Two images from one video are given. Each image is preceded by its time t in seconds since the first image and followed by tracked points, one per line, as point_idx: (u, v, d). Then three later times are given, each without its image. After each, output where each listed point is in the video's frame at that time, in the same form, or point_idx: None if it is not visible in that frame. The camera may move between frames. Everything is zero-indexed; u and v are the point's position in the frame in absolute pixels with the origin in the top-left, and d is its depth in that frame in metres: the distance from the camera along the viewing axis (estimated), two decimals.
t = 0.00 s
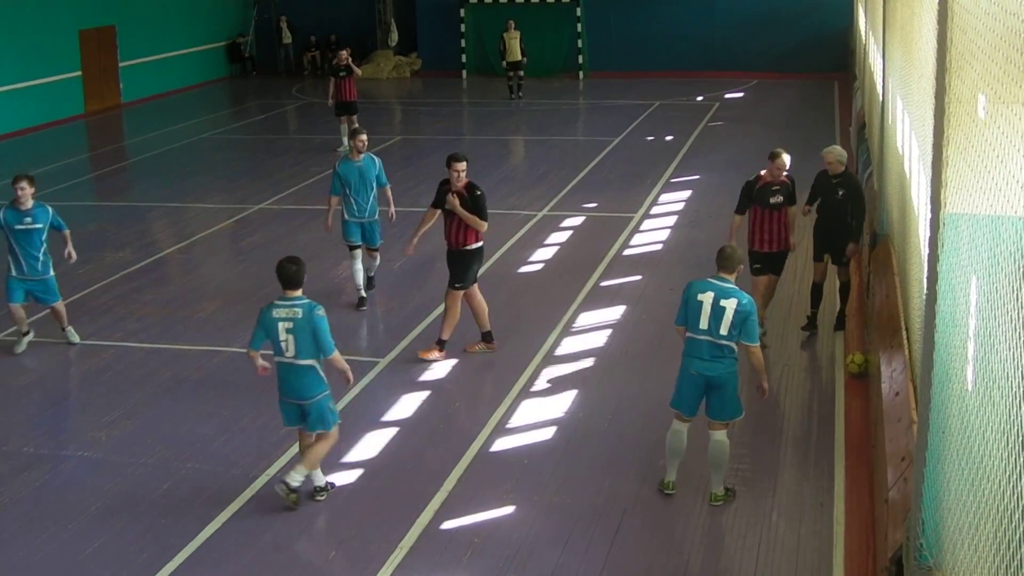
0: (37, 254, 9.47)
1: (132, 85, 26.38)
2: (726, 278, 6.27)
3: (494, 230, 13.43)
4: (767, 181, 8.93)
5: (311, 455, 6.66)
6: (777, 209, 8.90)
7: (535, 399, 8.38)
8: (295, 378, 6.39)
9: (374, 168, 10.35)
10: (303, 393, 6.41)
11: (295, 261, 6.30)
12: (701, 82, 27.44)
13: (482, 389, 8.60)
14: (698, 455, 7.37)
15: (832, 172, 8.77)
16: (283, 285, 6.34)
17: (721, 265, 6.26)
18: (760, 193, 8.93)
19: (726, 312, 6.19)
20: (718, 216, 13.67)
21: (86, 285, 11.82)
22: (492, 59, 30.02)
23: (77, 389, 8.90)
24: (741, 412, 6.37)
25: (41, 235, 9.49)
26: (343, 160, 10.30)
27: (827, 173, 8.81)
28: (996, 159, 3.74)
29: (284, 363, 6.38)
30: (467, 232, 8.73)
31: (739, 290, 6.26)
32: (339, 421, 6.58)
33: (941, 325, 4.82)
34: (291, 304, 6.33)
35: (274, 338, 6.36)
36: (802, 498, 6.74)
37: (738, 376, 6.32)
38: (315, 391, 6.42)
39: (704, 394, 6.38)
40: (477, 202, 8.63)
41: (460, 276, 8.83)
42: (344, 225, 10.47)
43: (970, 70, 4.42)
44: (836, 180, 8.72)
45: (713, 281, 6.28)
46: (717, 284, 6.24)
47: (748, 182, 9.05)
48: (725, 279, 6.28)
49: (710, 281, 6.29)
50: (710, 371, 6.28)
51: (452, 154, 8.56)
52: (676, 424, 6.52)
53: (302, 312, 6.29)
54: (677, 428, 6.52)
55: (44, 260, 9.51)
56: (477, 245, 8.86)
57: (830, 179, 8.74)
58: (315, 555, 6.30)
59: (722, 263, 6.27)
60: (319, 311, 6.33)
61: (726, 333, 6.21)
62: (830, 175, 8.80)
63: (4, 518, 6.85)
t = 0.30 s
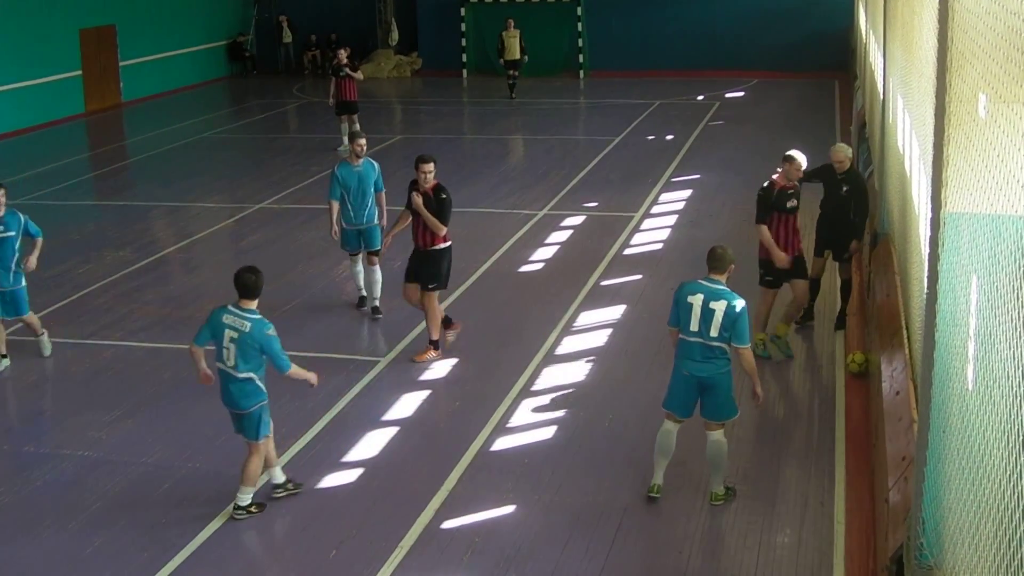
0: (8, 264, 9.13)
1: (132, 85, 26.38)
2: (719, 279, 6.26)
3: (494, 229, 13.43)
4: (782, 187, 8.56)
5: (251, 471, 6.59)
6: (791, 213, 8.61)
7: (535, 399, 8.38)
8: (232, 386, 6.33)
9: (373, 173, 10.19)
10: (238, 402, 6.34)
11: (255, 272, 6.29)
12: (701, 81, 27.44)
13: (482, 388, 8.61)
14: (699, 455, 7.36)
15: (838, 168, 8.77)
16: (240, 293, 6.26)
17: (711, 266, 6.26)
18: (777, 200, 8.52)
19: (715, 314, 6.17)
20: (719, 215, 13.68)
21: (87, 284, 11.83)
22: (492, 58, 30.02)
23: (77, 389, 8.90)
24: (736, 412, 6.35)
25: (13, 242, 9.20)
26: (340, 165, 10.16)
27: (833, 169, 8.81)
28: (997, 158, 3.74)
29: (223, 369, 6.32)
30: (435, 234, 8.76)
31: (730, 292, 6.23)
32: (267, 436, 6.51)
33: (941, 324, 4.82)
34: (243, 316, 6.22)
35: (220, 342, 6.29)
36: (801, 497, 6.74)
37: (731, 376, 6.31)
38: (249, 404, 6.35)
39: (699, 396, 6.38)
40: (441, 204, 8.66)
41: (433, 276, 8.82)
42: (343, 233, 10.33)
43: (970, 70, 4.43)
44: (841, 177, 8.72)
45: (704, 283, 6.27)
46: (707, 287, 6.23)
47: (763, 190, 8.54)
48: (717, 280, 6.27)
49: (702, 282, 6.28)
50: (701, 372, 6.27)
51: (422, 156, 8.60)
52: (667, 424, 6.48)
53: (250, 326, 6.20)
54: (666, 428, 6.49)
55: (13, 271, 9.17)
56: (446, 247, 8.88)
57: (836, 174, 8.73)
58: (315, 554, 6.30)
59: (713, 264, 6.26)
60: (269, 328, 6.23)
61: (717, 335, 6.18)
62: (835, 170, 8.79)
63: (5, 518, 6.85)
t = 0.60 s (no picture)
0: None
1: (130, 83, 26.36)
2: (688, 280, 6.19)
3: (492, 228, 13.44)
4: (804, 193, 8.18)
5: (236, 472, 6.56)
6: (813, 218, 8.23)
7: (533, 397, 8.38)
8: (180, 403, 6.18)
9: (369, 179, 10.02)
10: (188, 418, 6.21)
11: (191, 285, 6.08)
12: (699, 80, 27.46)
13: (480, 386, 8.61)
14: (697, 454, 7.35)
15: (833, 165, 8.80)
16: (179, 309, 6.10)
17: (680, 267, 6.18)
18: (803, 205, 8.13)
19: (688, 314, 6.12)
20: (718, 214, 13.69)
21: (86, 282, 11.82)
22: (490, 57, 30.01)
23: (76, 387, 8.89)
24: (717, 410, 6.32)
25: None
26: (339, 170, 9.89)
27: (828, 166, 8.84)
28: (995, 157, 3.74)
29: (169, 388, 6.18)
30: (399, 236, 8.75)
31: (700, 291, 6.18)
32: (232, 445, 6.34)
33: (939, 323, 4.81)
34: (183, 330, 6.09)
35: (162, 360, 6.14)
36: (799, 496, 6.74)
37: (707, 376, 6.27)
38: (200, 418, 6.22)
39: (678, 397, 6.33)
40: (399, 203, 8.59)
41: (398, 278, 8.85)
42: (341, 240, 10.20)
43: (969, 68, 4.39)
44: (836, 173, 8.75)
45: (674, 283, 6.20)
46: (678, 288, 6.16)
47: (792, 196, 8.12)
48: (688, 280, 6.20)
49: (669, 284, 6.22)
50: (678, 373, 6.22)
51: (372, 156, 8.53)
52: (653, 431, 6.42)
53: (191, 341, 6.05)
54: (655, 434, 6.42)
55: None
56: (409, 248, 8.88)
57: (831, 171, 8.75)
58: (314, 553, 6.29)
59: (681, 265, 6.18)
60: (210, 342, 6.07)
61: (691, 336, 6.13)
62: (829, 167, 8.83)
63: (3, 516, 6.84)
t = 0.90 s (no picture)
0: None
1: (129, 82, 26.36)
2: (658, 281, 6.17)
3: (491, 226, 13.46)
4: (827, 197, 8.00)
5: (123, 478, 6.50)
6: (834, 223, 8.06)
7: (533, 396, 8.38)
8: (92, 401, 6.15)
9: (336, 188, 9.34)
10: (102, 417, 6.18)
11: (84, 283, 6.15)
12: (698, 78, 27.48)
13: (480, 385, 8.61)
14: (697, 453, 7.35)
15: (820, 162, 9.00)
16: (73, 308, 6.14)
17: (651, 266, 6.16)
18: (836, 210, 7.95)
19: (661, 312, 6.12)
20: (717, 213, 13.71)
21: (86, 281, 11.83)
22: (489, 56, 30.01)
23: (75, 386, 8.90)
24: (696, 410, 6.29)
25: None
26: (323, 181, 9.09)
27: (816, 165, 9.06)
28: (994, 156, 3.74)
29: (78, 390, 6.14)
30: (357, 231, 8.76)
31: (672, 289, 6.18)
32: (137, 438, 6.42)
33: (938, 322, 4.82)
34: (83, 328, 6.14)
35: (66, 363, 6.11)
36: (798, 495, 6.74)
37: (684, 374, 6.25)
38: (114, 413, 6.21)
39: (657, 399, 6.31)
40: (358, 198, 8.61)
41: (354, 274, 8.86)
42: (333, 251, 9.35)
43: (968, 67, 4.40)
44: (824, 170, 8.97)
45: (646, 283, 6.20)
46: (650, 287, 6.16)
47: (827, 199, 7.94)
48: (659, 280, 6.18)
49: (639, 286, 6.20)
50: (654, 374, 6.21)
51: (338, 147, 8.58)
52: (644, 435, 6.39)
53: (97, 336, 6.12)
54: (644, 439, 6.38)
55: None
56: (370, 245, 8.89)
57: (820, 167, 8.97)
58: (313, 552, 6.30)
59: (652, 264, 6.16)
60: (114, 333, 6.17)
61: (664, 335, 6.13)
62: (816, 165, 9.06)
63: (3, 514, 6.85)
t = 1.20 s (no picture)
0: None
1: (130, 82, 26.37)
2: (645, 284, 6.12)
3: (491, 226, 13.47)
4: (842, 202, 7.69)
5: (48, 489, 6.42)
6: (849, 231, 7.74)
7: (533, 397, 8.38)
8: None
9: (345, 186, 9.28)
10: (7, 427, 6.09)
11: None
12: (698, 79, 27.49)
13: (480, 385, 8.61)
14: (697, 453, 7.35)
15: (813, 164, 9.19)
16: None
17: (637, 272, 6.09)
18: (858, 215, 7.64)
19: (643, 317, 6.05)
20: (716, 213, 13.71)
21: (86, 281, 11.83)
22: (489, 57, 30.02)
23: (74, 386, 8.89)
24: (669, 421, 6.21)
25: None
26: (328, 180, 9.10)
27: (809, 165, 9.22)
28: (994, 156, 3.73)
29: None
30: (316, 235, 8.77)
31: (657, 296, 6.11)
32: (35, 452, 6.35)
33: (939, 321, 4.82)
34: None
35: None
36: (798, 496, 6.72)
37: (663, 381, 6.17)
38: (17, 425, 6.13)
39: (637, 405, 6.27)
40: (316, 201, 8.65)
41: (313, 277, 8.88)
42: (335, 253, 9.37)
43: (967, 67, 4.41)
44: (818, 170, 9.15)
45: (631, 288, 6.14)
46: (634, 292, 6.09)
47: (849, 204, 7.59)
48: (644, 285, 6.12)
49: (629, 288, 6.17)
50: (632, 380, 6.18)
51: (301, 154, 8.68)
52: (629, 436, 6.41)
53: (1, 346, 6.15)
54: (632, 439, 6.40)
55: None
56: (330, 249, 8.89)
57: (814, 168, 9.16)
58: (312, 552, 6.29)
59: (638, 269, 6.09)
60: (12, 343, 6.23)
61: (645, 340, 6.07)
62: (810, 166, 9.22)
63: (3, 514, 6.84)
